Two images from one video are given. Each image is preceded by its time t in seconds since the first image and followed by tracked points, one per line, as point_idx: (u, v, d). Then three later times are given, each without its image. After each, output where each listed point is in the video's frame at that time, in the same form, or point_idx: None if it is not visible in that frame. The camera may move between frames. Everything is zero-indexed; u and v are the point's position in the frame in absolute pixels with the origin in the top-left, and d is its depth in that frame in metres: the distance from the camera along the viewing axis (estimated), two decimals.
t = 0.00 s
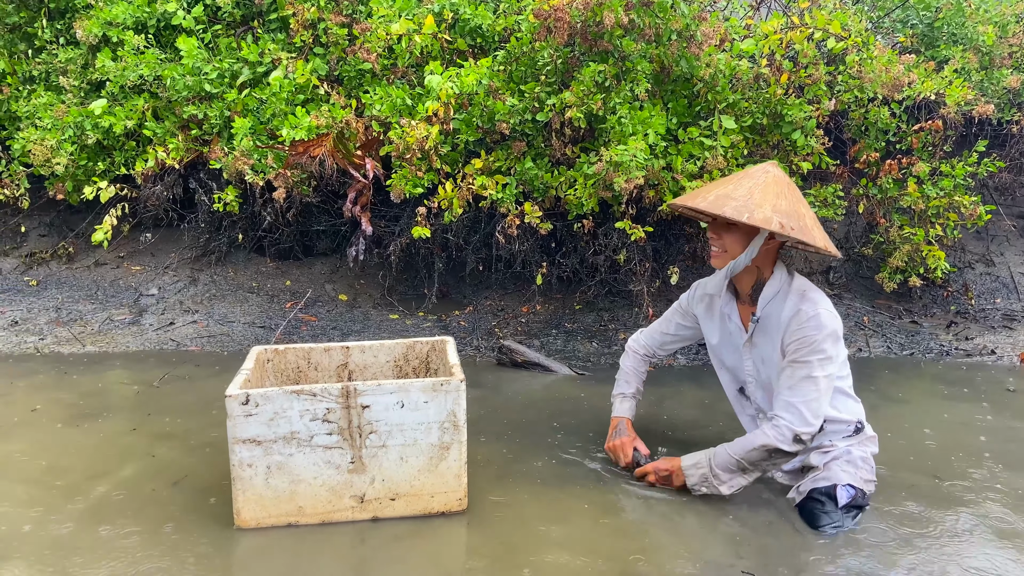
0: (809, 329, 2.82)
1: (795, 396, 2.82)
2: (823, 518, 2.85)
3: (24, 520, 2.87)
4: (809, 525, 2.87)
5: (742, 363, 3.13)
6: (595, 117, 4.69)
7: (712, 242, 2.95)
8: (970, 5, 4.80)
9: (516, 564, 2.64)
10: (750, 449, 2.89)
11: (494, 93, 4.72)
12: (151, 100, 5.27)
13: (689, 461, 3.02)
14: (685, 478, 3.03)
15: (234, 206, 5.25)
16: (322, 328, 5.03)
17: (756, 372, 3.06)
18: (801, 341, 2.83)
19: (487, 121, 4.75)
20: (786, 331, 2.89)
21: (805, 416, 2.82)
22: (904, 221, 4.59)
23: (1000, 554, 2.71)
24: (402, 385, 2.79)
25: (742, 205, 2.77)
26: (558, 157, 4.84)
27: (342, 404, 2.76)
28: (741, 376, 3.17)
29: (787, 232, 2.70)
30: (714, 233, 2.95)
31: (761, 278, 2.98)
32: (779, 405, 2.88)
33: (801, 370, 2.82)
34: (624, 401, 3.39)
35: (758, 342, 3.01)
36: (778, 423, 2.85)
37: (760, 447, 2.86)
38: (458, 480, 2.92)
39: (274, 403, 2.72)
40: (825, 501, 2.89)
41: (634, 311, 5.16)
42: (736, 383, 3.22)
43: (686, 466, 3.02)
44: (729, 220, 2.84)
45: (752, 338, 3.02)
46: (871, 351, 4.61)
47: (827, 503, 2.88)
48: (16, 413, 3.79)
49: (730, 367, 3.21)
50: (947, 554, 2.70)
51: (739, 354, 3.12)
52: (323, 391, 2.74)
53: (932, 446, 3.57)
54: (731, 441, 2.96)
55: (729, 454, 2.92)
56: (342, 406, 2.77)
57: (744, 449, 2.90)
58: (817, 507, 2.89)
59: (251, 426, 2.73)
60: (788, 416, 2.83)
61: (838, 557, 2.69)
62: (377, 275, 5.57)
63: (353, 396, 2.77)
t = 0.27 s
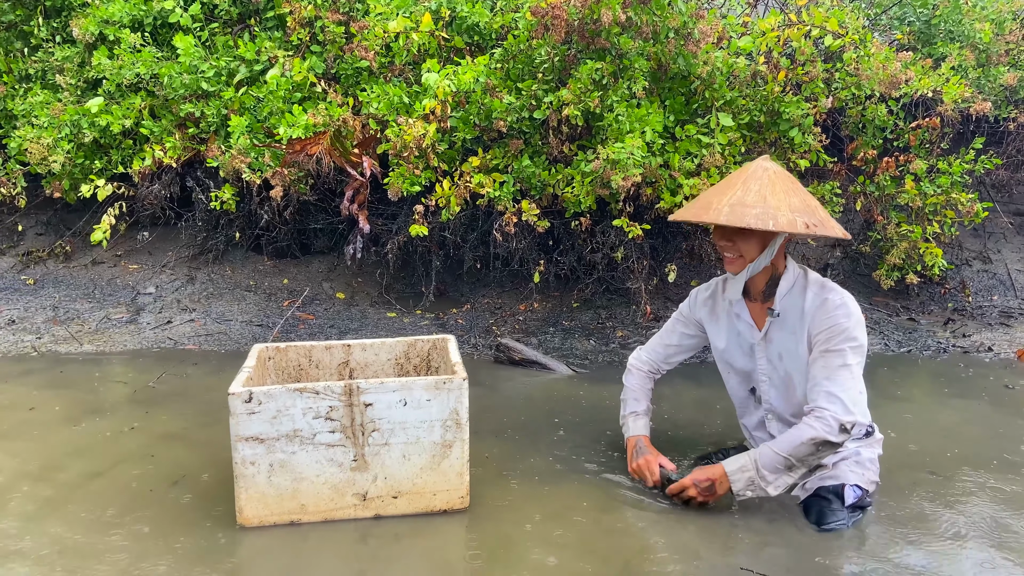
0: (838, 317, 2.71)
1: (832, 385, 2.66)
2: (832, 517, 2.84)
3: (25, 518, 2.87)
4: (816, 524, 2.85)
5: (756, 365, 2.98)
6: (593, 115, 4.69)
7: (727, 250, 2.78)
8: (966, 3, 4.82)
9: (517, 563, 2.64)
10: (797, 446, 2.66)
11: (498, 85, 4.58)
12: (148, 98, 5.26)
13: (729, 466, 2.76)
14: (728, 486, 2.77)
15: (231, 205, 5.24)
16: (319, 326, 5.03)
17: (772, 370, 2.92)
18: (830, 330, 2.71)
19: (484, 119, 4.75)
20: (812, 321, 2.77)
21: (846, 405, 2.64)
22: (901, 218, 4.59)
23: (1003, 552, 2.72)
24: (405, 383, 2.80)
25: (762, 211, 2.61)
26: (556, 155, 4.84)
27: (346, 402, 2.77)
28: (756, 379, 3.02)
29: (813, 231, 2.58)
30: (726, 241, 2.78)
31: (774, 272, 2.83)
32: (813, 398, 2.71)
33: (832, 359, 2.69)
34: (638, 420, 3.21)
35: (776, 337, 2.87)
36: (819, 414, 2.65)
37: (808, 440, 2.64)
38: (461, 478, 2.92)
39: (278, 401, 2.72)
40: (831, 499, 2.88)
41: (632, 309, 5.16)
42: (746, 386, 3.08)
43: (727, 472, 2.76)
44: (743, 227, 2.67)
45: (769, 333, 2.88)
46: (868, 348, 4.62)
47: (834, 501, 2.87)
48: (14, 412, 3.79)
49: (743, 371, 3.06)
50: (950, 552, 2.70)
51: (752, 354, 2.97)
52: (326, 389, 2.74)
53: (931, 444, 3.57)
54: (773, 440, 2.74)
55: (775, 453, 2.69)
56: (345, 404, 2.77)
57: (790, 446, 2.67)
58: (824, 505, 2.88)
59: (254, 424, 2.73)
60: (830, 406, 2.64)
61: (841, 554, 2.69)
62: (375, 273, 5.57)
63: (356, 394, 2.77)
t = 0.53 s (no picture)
0: (842, 309, 2.72)
1: (840, 376, 2.65)
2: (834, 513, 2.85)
3: (18, 516, 2.86)
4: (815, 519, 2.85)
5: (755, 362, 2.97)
6: (585, 111, 4.69)
7: (728, 255, 2.73)
8: None
9: (516, 558, 2.64)
10: (818, 446, 2.61)
11: (483, 87, 4.76)
12: (139, 95, 5.24)
13: (756, 481, 2.68)
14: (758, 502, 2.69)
15: (223, 201, 5.22)
16: (311, 323, 5.02)
17: (772, 366, 2.91)
18: (836, 322, 2.71)
19: (477, 115, 4.76)
20: (815, 315, 2.77)
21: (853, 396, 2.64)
22: (893, 213, 4.60)
23: (999, 545, 2.73)
24: (401, 378, 2.80)
25: (766, 216, 2.58)
26: (549, 150, 4.80)
27: (342, 398, 2.77)
28: (755, 377, 3.01)
29: (819, 226, 2.57)
30: (726, 247, 2.73)
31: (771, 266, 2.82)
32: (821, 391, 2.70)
33: (841, 349, 2.68)
34: (627, 438, 3.13)
35: (776, 333, 2.87)
36: (830, 407, 2.63)
37: (824, 438, 2.60)
38: (458, 472, 2.92)
39: (274, 397, 2.71)
40: (832, 493, 2.89)
41: (625, 305, 5.16)
42: (744, 385, 3.08)
43: (756, 487, 2.67)
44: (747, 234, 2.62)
45: (770, 329, 2.88)
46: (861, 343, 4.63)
47: (835, 495, 2.88)
48: (6, 409, 3.77)
49: (741, 371, 3.04)
50: (947, 546, 2.71)
51: (751, 351, 2.96)
52: (323, 385, 2.75)
53: (924, 438, 3.58)
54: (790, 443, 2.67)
55: (795, 457, 2.63)
56: (342, 399, 2.77)
57: (810, 447, 2.62)
58: (824, 499, 2.88)
59: (251, 421, 2.72)
60: (840, 397, 2.63)
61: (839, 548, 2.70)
62: (368, 269, 5.55)
63: (353, 390, 2.77)
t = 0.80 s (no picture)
0: (831, 304, 2.71)
1: (834, 374, 2.68)
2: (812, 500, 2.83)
3: None
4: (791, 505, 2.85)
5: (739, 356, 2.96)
6: (570, 102, 4.66)
7: (713, 247, 2.70)
8: None
9: (502, 549, 2.62)
10: (819, 443, 2.68)
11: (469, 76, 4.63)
12: (119, 86, 5.17)
13: (763, 485, 2.69)
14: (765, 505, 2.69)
15: (204, 194, 5.16)
16: (294, 316, 4.98)
17: (757, 359, 2.91)
18: (825, 318, 2.71)
19: (461, 106, 4.72)
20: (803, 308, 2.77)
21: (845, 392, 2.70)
22: (878, 205, 4.60)
23: (984, 534, 2.73)
24: (386, 367, 2.77)
25: (750, 206, 2.55)
26: (534, 142, 4.81)
27: (326, 387, 2.74)
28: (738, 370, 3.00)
29: (805, 216, 2.57)
30: (711, 238, 2.70)
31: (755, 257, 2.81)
32: (814, 388, 2.72)
33: (831, 347, 2.69)
34: (604, 440, 3.04)
35: (763, 326, 2.86)
36: (826, 405, 2.69)
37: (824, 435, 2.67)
38: (444, 462, 2.90)
39: (257, 386, 2.68)
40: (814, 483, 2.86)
41: (611, 297, 5.14)
42: (727, 377, 3.07)
43: (766, 492, 2.68)
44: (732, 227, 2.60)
45: (756, 322, 2.87)
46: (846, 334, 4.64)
47: (816, 485, 2.86)
48: None
49: (724, 364, 3.03)
50: (932, 535, 2.72)
51: (735, 343, 2.95)
52: (306, 374, 2.71)
53: (909, 428, 3.59)
54: (790, 442, 2.72)
55: (799, 456, 2.67)
56: (326, 389, 2.74)
57: (812, 445, 2.67)
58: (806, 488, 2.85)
59: (233, 411, 2.69)
60: (834, 395, 2.68)
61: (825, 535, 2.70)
62: (352, 263, 5.51)
63: (337, 379, 2.74)
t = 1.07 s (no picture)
0: (813, 297, 2.67)
1: (816, 367, 2.67)
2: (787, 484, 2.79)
3: None
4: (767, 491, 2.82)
5: (717, 345, 2.91)
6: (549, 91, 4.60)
7: (691, 236, 2.66)
8: None
9: (482, 545, 2.57)
10: (800, 435, 2.66)
11: (444, 66, 4.64)
12: (87, 75, 5.04)
13: (745, 477, 2.63)
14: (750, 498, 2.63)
15: (175, 185, 5.05)
16: (268, 310, 4.89)
17: (735, 349, 2.86)
18: (808, 310, 2.67)
19: (437, 95, 4.67)
20: (783, 299, 2.71)
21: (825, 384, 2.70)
22: (858, 195, 4.58)
23: (966, 523, 2.72)
24: (361, 356, 2.70)
25: (727, 196, 2.51)
26: (512, 132, 4.75)
27: (299, 378, 2.66)
28: (715, 360, 2.95)
29: (784, 207, 2.52)
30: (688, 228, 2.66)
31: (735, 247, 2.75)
32: (794, 380, 2.71)
33: (813, 341, 2.66)
34: (579, 425, 3.01)
35: (742, 316, 2.80)
36: (807, 398, 2.68)
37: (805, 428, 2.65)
38: (422, 454, 2.84)
39: (226, 378, 2.60)
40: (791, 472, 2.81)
41: (591, 289, 5.09)
42: (703, 367, 3.01)
43: (747, 483, 2.62)
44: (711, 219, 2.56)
45: (736, 312, 2.81)
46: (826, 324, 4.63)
47: (793, 475, 2.81)
48: None
49: (701, 353, 2.97)
50: (915, 525, 2.70)
51: (713, 333, 2.90)
52: (278, 365, 2.64)
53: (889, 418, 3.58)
54: (771, 433, 2.69)
55: (781, 447, 2.65)
56: (298, 380, 2.66)
57: (792, 436, 2.66)
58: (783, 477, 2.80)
59: (202, 404, 2.61)
60: (815, 388, 2.67)
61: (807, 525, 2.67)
62: (327, 255, 5.43)
63: (310, 369, 2.67)
